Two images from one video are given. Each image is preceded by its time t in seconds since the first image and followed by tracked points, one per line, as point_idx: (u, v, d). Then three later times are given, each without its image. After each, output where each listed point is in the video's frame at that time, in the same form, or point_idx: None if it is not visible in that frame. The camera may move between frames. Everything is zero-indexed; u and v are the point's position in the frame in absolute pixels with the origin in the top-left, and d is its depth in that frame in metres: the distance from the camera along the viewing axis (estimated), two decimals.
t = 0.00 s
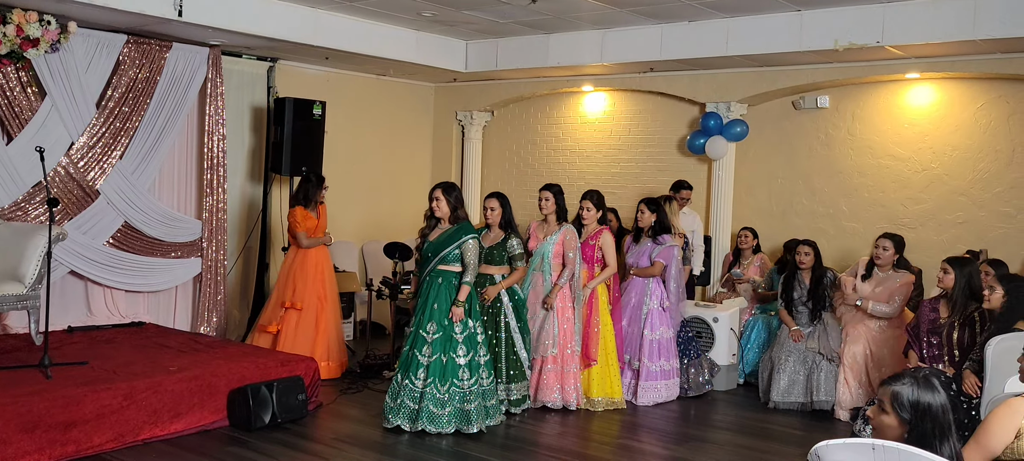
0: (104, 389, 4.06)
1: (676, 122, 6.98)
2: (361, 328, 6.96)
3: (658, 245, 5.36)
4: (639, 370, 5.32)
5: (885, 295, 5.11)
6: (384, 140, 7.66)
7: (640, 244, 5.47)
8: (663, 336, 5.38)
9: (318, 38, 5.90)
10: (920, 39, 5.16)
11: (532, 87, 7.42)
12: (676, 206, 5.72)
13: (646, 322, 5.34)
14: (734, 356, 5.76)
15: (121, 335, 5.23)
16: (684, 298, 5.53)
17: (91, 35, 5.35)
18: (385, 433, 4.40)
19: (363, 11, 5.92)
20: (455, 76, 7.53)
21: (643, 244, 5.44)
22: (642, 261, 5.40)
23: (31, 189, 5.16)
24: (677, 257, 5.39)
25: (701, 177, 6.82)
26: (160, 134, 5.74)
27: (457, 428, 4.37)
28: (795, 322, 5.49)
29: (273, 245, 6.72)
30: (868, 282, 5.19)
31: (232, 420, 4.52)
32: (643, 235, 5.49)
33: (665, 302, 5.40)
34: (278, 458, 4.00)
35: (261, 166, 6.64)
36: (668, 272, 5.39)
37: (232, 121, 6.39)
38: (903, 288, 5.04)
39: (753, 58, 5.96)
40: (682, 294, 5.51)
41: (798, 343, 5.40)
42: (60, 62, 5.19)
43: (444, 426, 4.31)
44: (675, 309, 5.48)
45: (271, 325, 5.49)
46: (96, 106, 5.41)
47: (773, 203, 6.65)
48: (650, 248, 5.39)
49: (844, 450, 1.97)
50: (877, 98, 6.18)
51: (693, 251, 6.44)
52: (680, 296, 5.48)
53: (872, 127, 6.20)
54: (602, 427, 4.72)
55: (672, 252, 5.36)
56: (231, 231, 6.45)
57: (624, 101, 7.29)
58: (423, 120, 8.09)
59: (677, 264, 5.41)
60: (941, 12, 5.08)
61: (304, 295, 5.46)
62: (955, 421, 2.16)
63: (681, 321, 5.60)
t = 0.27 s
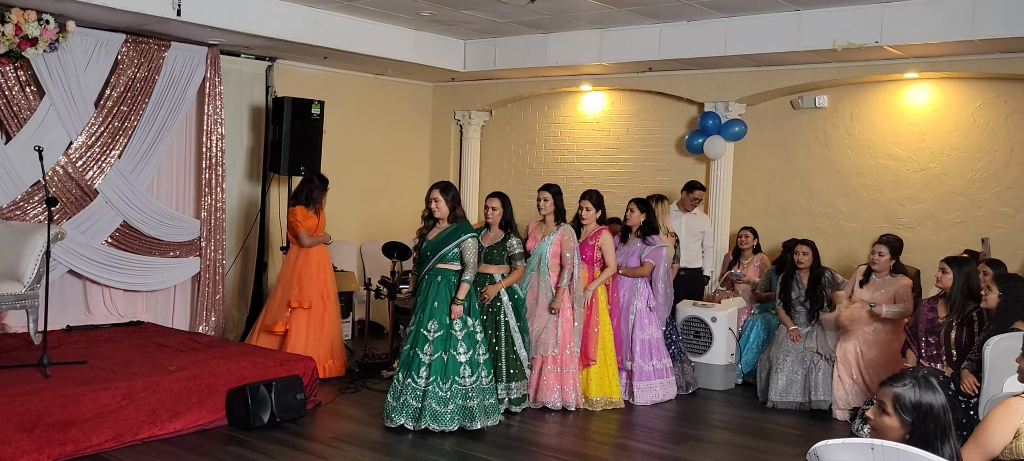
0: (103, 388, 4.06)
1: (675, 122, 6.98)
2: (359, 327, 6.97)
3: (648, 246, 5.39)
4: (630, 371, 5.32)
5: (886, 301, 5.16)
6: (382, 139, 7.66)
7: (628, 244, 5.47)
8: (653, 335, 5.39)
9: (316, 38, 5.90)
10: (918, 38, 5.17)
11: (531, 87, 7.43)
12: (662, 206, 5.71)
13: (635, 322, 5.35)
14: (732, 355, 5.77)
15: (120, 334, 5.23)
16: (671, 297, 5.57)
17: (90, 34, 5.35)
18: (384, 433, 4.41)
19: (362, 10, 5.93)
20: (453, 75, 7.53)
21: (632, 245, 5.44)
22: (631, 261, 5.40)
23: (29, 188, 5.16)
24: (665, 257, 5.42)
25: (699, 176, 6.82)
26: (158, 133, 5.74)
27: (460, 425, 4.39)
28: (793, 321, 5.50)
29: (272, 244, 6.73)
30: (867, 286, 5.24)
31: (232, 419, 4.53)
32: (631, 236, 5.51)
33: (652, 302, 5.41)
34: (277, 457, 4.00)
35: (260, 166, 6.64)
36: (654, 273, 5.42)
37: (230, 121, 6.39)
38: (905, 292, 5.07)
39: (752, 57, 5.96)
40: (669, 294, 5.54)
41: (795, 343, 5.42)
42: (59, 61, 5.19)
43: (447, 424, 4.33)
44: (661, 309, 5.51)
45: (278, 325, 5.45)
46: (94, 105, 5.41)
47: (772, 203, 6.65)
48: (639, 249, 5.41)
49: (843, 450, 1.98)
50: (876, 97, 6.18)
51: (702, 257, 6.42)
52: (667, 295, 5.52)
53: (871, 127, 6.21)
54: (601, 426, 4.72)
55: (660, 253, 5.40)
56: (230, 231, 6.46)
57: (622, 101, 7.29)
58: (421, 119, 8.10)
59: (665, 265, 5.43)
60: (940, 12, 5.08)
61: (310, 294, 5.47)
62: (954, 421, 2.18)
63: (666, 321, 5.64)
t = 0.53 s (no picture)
0: (103, 386, 4.06)
1: (675, 121, 6.98)
2: (359, 325, 6.98)
3: (643, 245, 5.41)
4: (628, 369, 5.33)
5: (887, 301, 5.17)
6: (382, 137, 7.67)
7: (624, 243, 5.51)
8: (649, 334, 5.41)
9: (316, 36, 5.90)
10: (918, 38, 5.16)
11: (531, 85, 7.43)
12: (656, 206, 5.60)
13: (631, 319, 5.38)
14: (732, 354, 5.77)
15: (120, 332, 5.24)
16: (664, 296, 5.59)
17: (90, 32, 5.35)
18: (383, 431, 4.41)
19: (362, 8, 5.93)
20: (453, 74, 7.53)
21: (628, 244, 5.47)
22: (629, 260, 5.40)
23: (29, 185, 5.17)
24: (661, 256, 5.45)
25: (699, 175, 6.82)
26: (158, 131, 5.74)
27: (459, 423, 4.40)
28: (793, 321, 5.49)
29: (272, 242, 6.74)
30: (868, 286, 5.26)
31: (232, 417, 4.53)
32: (626, 235, 5.53)
33: (649, 300, 5.44)
34: (277, 455, 4.00)
35: (260, 164, 6.64)
36: (651, 271, 5.43)
37: (230, 119, 6.39)
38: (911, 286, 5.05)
39: (752, 57, 5.96)
40: (663, 293, 5.60)
41: (795, 342, 5.41)
42: (59, 59, 5.19)
43: (447, 422, 4.33)
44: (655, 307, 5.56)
45: (285, 324, 5.43)
46: (95, 103, 5.41)
47: (771, 202, 6.65)
48: (636, 248, 5.43)
49: (841, 449, 1.97)
50: (876, 97, 6.18)
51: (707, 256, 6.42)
52: (661, 294, 5.57)
53: (871, 127, 6.20)
54: (600, 425, 4.73)
55: (656, 252, 5.41)
56: (230, 230, 6.46)
57: (622, 100, 7.29)
58: (421, 118, 8.10)
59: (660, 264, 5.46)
60: (940, 11, 5.08)
61: (316, 291, 5.48)
62: (954, 421, 2.18)
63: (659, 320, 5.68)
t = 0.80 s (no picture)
0: (103, 376, 4.07)
1: (675, 115, 6.98)
2: (358, 318, 6.99)
3: (647, 239, 5.40)
4: (627, 364, 5.33)
5: (889, 297, 5.15)
6: (382, 130, 7.66)
7: (627, 237, 5.49)
8: (651, 328, 5.40)
9: (317, 28, 5.90)
10: (921, 32, 5.15)
11: (532, 79, 7.42)
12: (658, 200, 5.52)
13: (635, 313, 5.37)
14: (731, 349, 5.77)
15: (120, 323, 5.25)
16: (667, 290, 5.59)
17: (90, 23, 5.35)
18: (382, 423, 4.42)
19: (362, 1, 5.93)
20: (454, 67, 7.53)
21: (631, 238, 5.45)
22: (631, 254, 5.40)
23: (30, 176, 5.17)
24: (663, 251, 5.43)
25: (700, 169, 6.82)
26: (159, 122, 5.74)
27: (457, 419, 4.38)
28: (792, 315, 5.52)
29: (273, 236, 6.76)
30: (869, 281, 5.25)
31: (231, 408, 4.54)
32: (630, 228, 5.52)
33: (652, 294, 5.44)
34: (276, 447, 4.01)
35: (260, 156, 6.64)
36: (653, 265, 5.41)
37: (230, 111, 6.38)
38: (911, 280, 5.05)
39: (754, 51, 5.95)
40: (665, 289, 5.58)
41: (794, 337, 5.42)
42: (60, 50, 5.19)
43: (445, 418, 4.32)
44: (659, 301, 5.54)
45: (284, 317, 5.43)
46: (95, 94, 5.41)
47: (772, 197, 6.65)
48: (639, 242, 5.42)
49: (840, 443, 1.97)
50: (877, 92, 6.17)
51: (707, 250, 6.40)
52: (663, 287, 5.53)
53: (872, 122, 6.19)
54: (599, 419, 4.73)
55: (659, 245, 5.40)
56: (230, 222, 6.46)
57: (623, 94, 7.28)
58: (422, 111, 8.10)
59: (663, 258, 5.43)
60: (943, 5, 5.06)
61: (315, 284, 5.49)
62: (953, 415, 2.18)
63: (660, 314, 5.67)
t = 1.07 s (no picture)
0: (104, 359, 4.08)
1: (677, 103, 6.96)
2: (358, 303, 7.01)
3: (652, 228, 5.40)
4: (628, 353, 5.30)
5: (890, 287, 5.16)
6: (384, 115, 7.65)
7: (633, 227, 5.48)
8: (654, 317, 5.40)
9: (319, 12, 5.88)
10: (925, 22, 5.12)
11: (534, 65, 7.40)
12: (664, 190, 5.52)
13: (639, 302, 5.38)
14: (730, 337, 5.77)
15: (120, 306, 5.26)
16: (672, 281, 5.60)
17: (91, 5, 5.33)
18: (381, 408, 4.43)
19: None
20: (456, 53, 7.51)
21: (636, 228, 5.45)
22: (636, 243, 5.41)
23: (31, 158, 5.18)
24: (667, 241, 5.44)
25: (702, 157, 6.80)
26: (160, 105, 5.73)
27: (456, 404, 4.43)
28: (792, 304, 5.53)
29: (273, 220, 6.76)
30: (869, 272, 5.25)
31: (231, 392, 4.55)
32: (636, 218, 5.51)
33: (657, 284, 5.44)
34: (275, 430, 4.03)
35: (261, 140, 6.64)
36: (659, 255, 5.43)
37: (232, 95, 6.38)
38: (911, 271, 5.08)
39: (757, 39, 5.92)
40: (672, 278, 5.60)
41: (794, 326, 5.43)
42: (61, 32, 5.18)
43: (444, 405, 4.35)
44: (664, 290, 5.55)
45: (284, 302, 5.43)
46: (96, 77, 5.40)
47: (773, 186, 6.64)
48: (644, 231, 5.42)
49: (839, 432, 1.98)
50: (880, 81, 6.15)
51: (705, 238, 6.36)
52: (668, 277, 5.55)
53: (875, 111, 6.18)
54: (597, 406, 4.74)
55: (664, 235, 5.41)
56: (231, 205, 6.46)
57: (626, 82, 7.26)
58: (424, 97, 8.08)
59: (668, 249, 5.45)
60: None
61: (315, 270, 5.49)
62: (952, 404, 2.18)
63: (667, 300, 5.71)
